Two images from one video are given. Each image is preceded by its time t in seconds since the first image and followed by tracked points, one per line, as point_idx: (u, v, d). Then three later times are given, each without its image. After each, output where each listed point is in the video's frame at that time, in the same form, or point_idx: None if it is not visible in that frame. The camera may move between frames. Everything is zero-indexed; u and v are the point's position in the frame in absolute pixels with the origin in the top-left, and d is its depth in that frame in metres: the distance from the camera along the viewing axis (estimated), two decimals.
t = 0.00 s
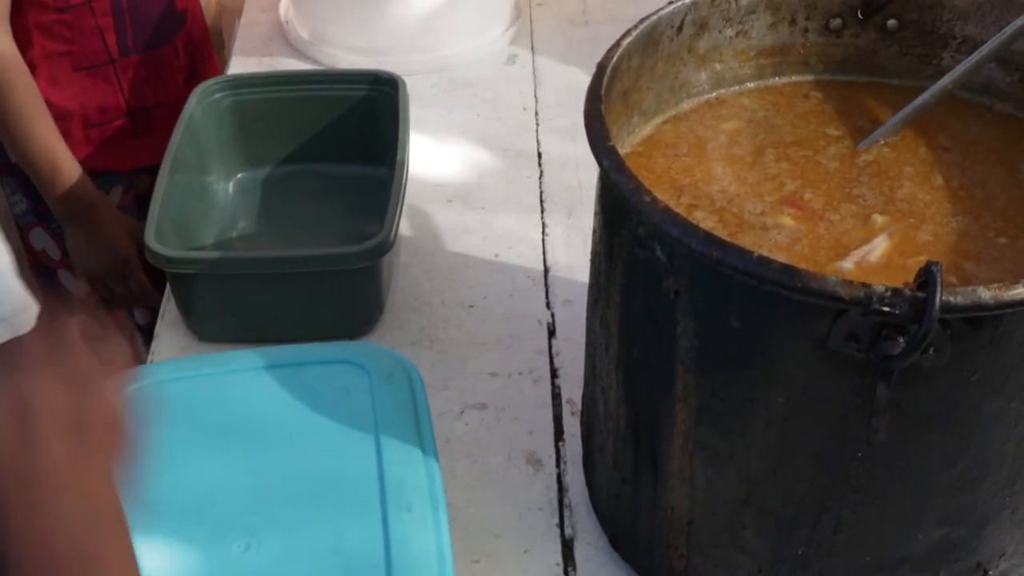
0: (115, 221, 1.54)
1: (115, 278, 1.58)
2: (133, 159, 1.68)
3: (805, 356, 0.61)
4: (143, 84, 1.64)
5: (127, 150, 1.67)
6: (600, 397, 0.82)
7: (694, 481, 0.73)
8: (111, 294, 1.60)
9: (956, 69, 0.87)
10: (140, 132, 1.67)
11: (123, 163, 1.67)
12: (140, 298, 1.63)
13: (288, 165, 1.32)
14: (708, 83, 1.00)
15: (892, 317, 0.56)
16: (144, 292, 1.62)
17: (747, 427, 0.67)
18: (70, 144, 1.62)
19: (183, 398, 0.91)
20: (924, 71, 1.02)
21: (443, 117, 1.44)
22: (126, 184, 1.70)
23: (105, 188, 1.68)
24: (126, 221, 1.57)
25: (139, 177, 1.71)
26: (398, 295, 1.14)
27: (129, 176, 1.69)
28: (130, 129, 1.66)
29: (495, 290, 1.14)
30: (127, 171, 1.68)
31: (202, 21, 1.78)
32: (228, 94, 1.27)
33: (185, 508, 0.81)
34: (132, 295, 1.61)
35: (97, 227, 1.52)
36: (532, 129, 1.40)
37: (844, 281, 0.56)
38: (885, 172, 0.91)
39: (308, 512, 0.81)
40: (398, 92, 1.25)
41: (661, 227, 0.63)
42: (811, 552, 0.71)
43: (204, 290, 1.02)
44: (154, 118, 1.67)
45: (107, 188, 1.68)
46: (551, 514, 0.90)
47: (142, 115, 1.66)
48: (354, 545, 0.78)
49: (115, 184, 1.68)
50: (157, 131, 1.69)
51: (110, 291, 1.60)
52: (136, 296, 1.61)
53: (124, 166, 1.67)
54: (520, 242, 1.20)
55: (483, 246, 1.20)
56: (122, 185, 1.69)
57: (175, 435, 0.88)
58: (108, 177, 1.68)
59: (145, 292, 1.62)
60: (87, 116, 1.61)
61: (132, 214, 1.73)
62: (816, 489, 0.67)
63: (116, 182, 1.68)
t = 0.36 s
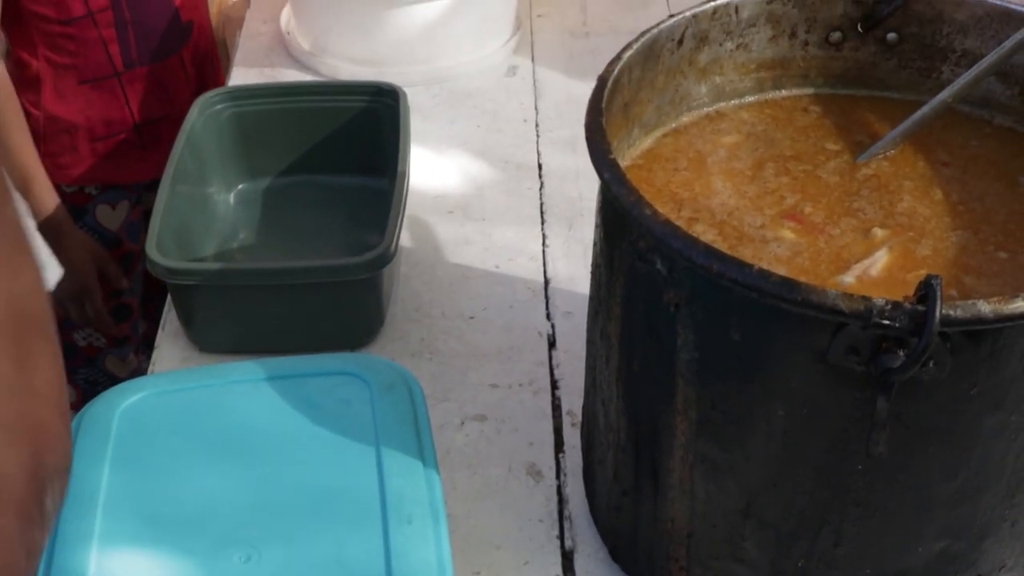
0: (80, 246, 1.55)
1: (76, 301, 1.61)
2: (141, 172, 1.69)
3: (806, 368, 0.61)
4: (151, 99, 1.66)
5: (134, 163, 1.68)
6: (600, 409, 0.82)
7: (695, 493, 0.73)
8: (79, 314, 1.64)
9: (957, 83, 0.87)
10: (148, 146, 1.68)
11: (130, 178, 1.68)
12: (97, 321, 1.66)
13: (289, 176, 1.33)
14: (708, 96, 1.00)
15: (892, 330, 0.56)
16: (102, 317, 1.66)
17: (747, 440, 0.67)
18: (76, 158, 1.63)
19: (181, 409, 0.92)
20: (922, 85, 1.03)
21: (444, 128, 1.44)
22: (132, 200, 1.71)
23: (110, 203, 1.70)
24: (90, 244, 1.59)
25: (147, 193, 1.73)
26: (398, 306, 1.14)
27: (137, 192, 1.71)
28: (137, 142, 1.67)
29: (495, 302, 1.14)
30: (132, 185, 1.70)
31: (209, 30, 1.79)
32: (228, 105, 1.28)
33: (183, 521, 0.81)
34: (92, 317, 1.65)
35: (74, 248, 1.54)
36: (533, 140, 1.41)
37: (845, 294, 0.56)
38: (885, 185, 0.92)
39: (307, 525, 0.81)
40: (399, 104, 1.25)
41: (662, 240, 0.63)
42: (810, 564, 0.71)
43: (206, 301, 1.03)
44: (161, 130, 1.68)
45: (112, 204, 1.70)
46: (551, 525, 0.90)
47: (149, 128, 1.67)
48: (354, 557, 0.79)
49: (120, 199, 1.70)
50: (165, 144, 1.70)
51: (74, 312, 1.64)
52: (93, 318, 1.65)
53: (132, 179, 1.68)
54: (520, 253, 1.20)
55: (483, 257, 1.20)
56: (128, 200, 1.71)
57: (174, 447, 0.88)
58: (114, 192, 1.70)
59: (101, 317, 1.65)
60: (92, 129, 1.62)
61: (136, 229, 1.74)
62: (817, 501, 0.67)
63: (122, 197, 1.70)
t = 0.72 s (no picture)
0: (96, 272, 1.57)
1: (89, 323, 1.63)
2: (136, 191, 1.71)
3: (808, 386, 0.61)
4: (147, 118, 1.66)
5: (131, 180, 1.70)
6: (602, 427, 0.83)
7: (697, 510, 0.74)
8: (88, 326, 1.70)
9: (957, 101, 0.87)
10: (145, 164, 1.70)
11: (128, 196, 1.70)
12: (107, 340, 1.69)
13: (293, 193, 1.34)
14: (710, 114, 1.01)
15: (893, 349, 0.57)
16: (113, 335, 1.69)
17: (750, 457, 0.68)
18: (72, 175, 1.67)
19: (185, 426, 0.92)
20: (924, 103, 1.03)
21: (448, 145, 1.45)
22: (132, 215, 1.72)
23: (109, 219, 1.72)
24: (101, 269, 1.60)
25: (149, 210, 1.74)
26: (402, 323, 1.14)
27: (138, 208, 1.72)
28: (134, 160, 1.69)
29: (498, 318, 1.15)
30: (133, 202, 1.71)
31: (216, 50, 1.79)
32: (232, 122, 1.28)
33: (188, 538, 0.82)
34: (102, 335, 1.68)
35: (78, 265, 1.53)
36: (536, 157, 1.41)
37: (846, 313, 0.57)
38: (887, 203, 0.92)
39: (312, 542, 0.81)
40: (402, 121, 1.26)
41: (664, 258, 0.63)
42: None
43: (210, 317, 1.03)
44: (159, 150, 1.70)
45: (110, 219, 1.72)
46: (554, 542, 0.90)
47: (147, 147, 1.69)
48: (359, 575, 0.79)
49: (119, 214, 1.71)
50: (162, 165, 1.71)
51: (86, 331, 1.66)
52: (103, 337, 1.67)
53: (128, 197, 1.70)
54: (523, 270, 1.21)
55: (486, 274, 1.21)
56: (127, 215, 1.72)
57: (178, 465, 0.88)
58: (113, 208, 1.71)
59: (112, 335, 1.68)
60: (88, 146, 1.64)
61: (135, 243, 1.75)
62: (819, 520, 0.67)
63: (122, 212, 1.71)
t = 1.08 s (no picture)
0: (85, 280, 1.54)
1: (83, 335, 1.60)
2: (132, 212, 1.70)
3: (802, 404, 0.62)
4: (143, 139, 1.66)
5: (126, 202, 1.69)
6: (599, 444, 0.83)
7: (693, 528, 0.74)
8: (85, 344, 1.63)
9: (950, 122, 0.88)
10: (142, 184, 1.69)
11: (123, 217, 1.69)
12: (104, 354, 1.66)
13: (290, 212, 1.34)
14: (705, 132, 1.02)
15: (886, 367, 0.57)
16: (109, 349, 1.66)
17: (745, 475, 0.68)
18: (70, 196, 1.66)
19: (182, 445, 0.92)
20: (917, 120, 1.04)
21: (444, 162, 1.46)
22: (129, 235, 1.71)
23: (106, 239, 1.70)
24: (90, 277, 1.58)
25: (145, 228, 1.73)
26: (399, 340, 1.15)
27: (134, 227, 1.71)
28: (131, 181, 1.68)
29: (495, 335, 1.15)
30: (129, 222, 1.70)
31: (212, 71, 1.80)
32: (229, 140, 1.29)
33: (186, 559, 0.82)
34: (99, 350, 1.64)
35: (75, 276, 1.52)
36: (532, 174, 1.42)
37: (840, 332, 0.57)
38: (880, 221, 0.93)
39: (309, 562, 0.82)
40: (399, 138, 1.27)
41: (659, 277, 0.64)
42: None
43: (208, 336, 1.03)
44: (156, 170, 1.69)
45: (107, 239, 1.70)
46: (551, 559, 0.90)
47: (145, 168, 1.68)
48: None
49: (115, 234, 1.70)
50: (159, 186, 1.71)
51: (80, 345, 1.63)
52: (101, 351, 1.64)
53: (123, 217, 1.69)
54: (519, 287, 1.22)
55: (483, 290, 1.21)
56: (124, 235, 1.71)
57: (175, 485, 0.89)
58: (109, 228, 1.70)
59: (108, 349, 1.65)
60: (84, 167, 1.64)
61: (132, 262, 1.73)
62: (814, 537, 0.68)
63: (119, 232, 1.70)
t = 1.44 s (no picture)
0: (94, 288, 1.57)
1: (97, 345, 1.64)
2: (134, 240, 1.71)
3: (804, 427, 0.62)
4: (145, 165, 1.68)
5: (128, 229, 1.71)
6: (600, 467, 0.83)
7: (695, 551, 0.74)
8: (98, 355, 1.67)
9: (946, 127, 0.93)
10: (145, 212, 1.71)
11: (128, 245, 1.71)
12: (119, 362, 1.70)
13: (292, 237, 1.35)
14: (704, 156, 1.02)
15: (886, 391, 0.57)
16: (124, 359, 1.70)
17: (746, 498, 0.68)
18: (73, 223, 1.67)
19: (184, 472, 0.93)
20: (916, 141, 1.03)
21: (445, 185, 1.47)
22: (132, 261, 1.75)
23: (109, 265, 1.73)
24: (102, 287, 1.60)
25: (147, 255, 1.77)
26: (402, 364, 1.15)
27: (136, 254, 1.75)
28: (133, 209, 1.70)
29: (497, 358, 1.15)
30: (132, 249, 1.73)
31: (213, 96, 1.82)
32: (230, 165, 1.30)
33: None
34: (114, 359, 1.69)
35: (82, 288, 1.55)
36: (533, 197, 1.43)
37: (839, 356, 0.58)
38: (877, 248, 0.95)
39: None
40: (400, 163, 1.28)
41: (659, 302, 0.64)
42: None
43: (211, 360, 1.04)
44: (157, 197, 1.71)
45: (110, 265, 1.73)
46: None
47: (147, 195, 1.70)
48: None
49: (119, 260, 1.73)
50: (160, 213, 1.72)
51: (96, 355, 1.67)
52: (115, 360, 1.69)
53: (127, 245, 1.71)
54: (521, 310, 1.22)
55: (485, 313, 1.22)
56: (127, 262, 1.74)
57: (177, 511, 0.89)
58: (113, 254, 1.72)
59: (122, 358, 1.70)
60: (88, 196, 1.66)
61: (135, 289, 1.78)
62: (816, 561, 0.68)
63: (123, 259, 1.74)
